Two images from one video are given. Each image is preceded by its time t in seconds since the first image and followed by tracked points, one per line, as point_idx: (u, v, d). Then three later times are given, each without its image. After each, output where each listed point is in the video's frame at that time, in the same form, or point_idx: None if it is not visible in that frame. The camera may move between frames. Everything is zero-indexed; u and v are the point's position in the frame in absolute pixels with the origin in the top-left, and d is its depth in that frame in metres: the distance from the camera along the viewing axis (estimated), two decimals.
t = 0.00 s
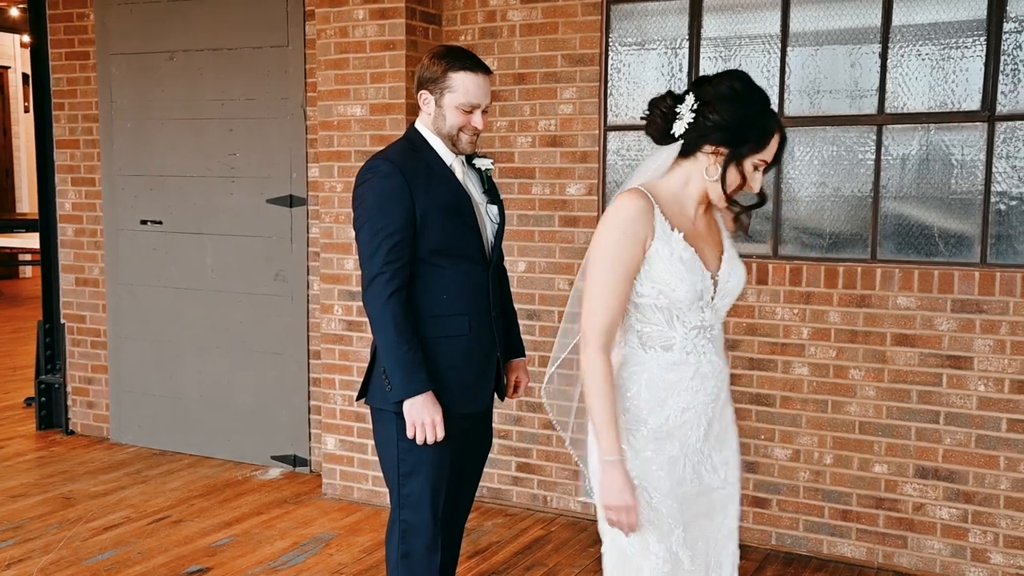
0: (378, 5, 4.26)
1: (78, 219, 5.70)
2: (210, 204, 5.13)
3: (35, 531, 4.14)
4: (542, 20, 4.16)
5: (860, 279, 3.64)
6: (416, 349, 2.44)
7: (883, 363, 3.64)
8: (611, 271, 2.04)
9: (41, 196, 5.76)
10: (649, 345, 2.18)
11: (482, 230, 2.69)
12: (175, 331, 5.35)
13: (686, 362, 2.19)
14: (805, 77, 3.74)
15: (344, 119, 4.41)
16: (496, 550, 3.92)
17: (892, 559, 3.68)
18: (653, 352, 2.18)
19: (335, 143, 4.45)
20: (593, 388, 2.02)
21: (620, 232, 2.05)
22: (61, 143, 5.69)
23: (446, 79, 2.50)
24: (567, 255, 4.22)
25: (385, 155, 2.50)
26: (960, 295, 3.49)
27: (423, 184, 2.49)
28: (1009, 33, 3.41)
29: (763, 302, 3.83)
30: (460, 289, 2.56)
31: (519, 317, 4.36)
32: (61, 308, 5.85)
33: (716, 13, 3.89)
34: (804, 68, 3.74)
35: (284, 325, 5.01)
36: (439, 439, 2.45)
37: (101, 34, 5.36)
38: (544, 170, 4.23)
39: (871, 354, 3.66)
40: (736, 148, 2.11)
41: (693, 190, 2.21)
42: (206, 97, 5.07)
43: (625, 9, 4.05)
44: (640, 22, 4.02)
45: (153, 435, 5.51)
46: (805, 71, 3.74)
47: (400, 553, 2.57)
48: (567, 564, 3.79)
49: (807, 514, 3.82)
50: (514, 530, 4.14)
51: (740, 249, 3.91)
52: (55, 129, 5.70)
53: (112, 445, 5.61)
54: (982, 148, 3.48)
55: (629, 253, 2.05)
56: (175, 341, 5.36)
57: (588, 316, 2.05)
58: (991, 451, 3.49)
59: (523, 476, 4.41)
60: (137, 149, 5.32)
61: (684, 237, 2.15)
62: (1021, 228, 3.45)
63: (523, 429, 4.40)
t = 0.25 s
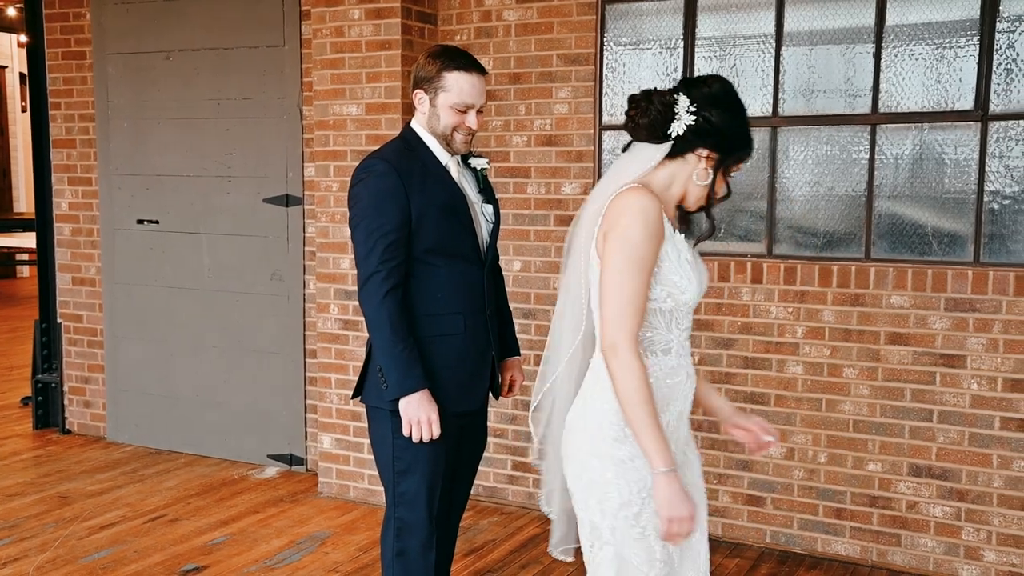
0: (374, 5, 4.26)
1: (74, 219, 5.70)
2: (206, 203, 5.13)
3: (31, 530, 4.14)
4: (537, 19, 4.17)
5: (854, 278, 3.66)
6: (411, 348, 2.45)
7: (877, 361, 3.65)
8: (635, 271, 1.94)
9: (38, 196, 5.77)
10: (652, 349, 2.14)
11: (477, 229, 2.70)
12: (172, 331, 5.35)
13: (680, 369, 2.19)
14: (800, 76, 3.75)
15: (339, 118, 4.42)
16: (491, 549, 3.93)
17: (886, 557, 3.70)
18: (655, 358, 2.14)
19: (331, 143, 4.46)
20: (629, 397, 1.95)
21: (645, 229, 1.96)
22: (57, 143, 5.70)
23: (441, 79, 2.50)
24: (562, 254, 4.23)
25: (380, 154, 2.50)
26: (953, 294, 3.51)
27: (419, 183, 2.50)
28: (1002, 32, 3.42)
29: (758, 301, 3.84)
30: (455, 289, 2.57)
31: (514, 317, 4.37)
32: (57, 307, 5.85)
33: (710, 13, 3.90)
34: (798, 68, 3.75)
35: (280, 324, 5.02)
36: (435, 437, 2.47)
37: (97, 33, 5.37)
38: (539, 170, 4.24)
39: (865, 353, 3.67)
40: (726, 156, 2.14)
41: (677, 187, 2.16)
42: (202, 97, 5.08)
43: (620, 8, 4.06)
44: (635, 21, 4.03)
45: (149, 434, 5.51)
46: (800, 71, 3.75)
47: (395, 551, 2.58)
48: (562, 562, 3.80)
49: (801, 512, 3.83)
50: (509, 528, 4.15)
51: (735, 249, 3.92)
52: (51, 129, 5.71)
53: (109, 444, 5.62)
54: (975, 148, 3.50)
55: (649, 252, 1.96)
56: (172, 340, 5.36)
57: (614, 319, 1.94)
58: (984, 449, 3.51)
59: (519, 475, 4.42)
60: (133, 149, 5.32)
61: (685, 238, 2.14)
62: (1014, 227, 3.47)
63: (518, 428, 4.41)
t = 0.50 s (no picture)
0: (369, 4, 4.27)
1: (71, 218, 5.70)
2: (202, 202, 5.14)
3: (26, 528, 4.15)
4: (532, 19, 4.18)
5: (848, 277, 3.67)
6: (405, 346, 2.46)
7: (871, 360, 3.66)
8: (660, 270, 1.91)
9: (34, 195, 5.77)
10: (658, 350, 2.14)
11: (471, 228, 2.71)
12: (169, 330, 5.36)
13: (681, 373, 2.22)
14: (794, 76, 3.76)
15: (335, 117, 4.42)
16: (486, 547, 3.94)
17: (880, 555, 3.71)
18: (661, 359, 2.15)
19: (327, 142, 4.46)
20: (666, 396, 1.89)
21: (664, 230, 1.94)
22: (53, 142, 5.70)
23: (434, 78, 2.50)
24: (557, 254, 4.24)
25: (374, 153, 2.51)
26: (947, 292, 3.52)
27: (413, 183, 2.51)
28: (995, 32, 3.43)
29: (752, 300, 3.85)
30: (449, 287, 2.57)
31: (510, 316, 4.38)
32: (53, 307, 5.85)
33: (705, 13, 3.91)
34: (792, 67, 3.77)
35: (276, 323, 5.02)
36: (428, 435, 2.47)
37: (93, 33, 5.37)
38: (534, 169, 4.25)
39: (859, 351, 3.68)
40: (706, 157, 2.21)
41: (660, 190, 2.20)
42: (198, 96, 5.08)
43: (615, 8, 4.07)
44: (630, 21, 4.04)
45: (145, 433, 5.52)
46: (794, 70, 3.76)
47: (389, 548, 2.59)
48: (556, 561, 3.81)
49: (795, 510, 3.84)
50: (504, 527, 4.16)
51: (729, 248, 3.93)
52: (48, 128, 5.71)
53: (105, 443, 5.62)
54: (968, 147, 3.51)
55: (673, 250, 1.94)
56: (168, 339, 5.37)
57: (643, 322, 1.90)
58: (978, 448, 3.52)
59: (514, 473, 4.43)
60: (129, 148, 5.33)
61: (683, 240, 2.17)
62: (1007, 226, 3.48)
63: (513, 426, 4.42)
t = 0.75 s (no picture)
0: (366, 4, 4.28)
1: (69, 218, 5.71)
2: (200, 202, 5.15)
3: (24, 527, 4.15)
4: (529, 19, 4.19)
5: (844, 277, 3.68)
6: (399, 345, 2.47)
7: (866, 359, 3.67)
8: (682, 275, 2.01)
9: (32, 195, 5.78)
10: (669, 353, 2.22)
11: (466, 228, 2.72)
12: (167, 329, 5.37)
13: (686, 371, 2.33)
14: (789, 76, 3.78)
15: (332, 117, 4.44)
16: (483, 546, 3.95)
17: (875, 553, 3.72)
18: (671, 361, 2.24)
19: (324, 142, 4.47)
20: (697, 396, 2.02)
21: (684, 234, 2.04)
22: (51, 142, 5.71)
23: (428, 78, 2.51)
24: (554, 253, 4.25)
25: (369, 153, 2.52)
26: (942, 292, 3.53)
27: (407, 183, 2.51)
28: (989, 32, 3.44)
29: (748, 299, 3.86)
30: (443, 286, 2.59)
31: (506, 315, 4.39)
32: (51, 306, 5.86)
33: (701, 13, 3.92)
34: (787, 67, 3.78)
35: (274, 322, 5.04)
36: (422, 433, 2.49)
37: (91, 33, 5.38)
38: (531, 169, 4.26)
39: (855, 351, 3.69)
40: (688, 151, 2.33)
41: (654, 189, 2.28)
42: (196, 96, 5.09)
43: (611, 8, 4.08)
44: (626, 21, 4.05)
45: (143, 433, 5.53)
46: (789, 70, 3.77)
47: (384, 546, 2.60)
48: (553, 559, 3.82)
49: (791, 509, 3.85)
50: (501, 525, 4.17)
51: (725, 247, 3.94)
52: (46, 128, 5.72)
53: (103, 442, 5.63)
54: (962, 147, 3.52)
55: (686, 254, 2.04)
56: (166, 339, 5.38)
57: (670, 324, 2.01)
58: (973, 446, 3.53)
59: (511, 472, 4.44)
60: (127, 147, 5.34)
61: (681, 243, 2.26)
62: (1002, 225, 3.49)
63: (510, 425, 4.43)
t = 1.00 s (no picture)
0: (366, 5, 4.29)
1: (69, 218, 5.73)
2: (200, 202, 5.16)
3: (24, 526, 4.17)
4: (527, 19, 4.20)
5: (841, 276, 3.69)
6: (396, 344, 2.48)
7: (864, 358, 3.68)
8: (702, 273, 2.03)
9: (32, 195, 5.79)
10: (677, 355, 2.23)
11: (464, 228, 2.73)
12: (167, 328, 5.38)
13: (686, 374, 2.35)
14: (788, 75, 3.78)
15: (331, 117, 4.45)
16: (482, 545, 3.96)
17: (873, 552, 3.73)
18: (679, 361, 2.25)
19: (323, 142, 4.49)
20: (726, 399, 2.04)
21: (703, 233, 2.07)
22: (52, 142, 5.72)
23: (425, 79, 2.53)
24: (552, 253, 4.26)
25: (366, 153, 2.53)
26: (939, 291, 3.54)
27: (404, 183, 2.53)
28: (986, 32, 3.45)
29: (746, 298, 3.87)
30: (441, 286, 2.59)
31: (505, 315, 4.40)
32: (52, 306, 5.87)
33: (699, 13, 3.93)
34: (786, 67, 3.78)
35: (274, 322, 5.05)
36: (418, 432, 2.50)
37: (91, 33, 5.39)
38: (530, 169, 4.27)
39: (852, 350, 3.70)
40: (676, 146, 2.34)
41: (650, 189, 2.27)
42: (195, 96, 5.10)
43: (610, 8, 4.09)
44: (624, 21, 4.06)
45: (144, 432, 5.54)
46: (788, 70, 3.78)
47: (382, 543, 2.61)
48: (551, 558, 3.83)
49: (789, 508, 3.86)
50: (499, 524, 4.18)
51: (723, 247, 3.95)
52: (46, 128, 5.73)
53: (103, 441, 5.64)
54: (959, 147, 3.53)
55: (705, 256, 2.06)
56: (166, 338, 5.39)
57: (698, 325, 2.02)
58: (969, 445, 3.54)
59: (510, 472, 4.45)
60: (128, 147, 5.35)
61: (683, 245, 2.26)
62: (998, 225, 3.50)
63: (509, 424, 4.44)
